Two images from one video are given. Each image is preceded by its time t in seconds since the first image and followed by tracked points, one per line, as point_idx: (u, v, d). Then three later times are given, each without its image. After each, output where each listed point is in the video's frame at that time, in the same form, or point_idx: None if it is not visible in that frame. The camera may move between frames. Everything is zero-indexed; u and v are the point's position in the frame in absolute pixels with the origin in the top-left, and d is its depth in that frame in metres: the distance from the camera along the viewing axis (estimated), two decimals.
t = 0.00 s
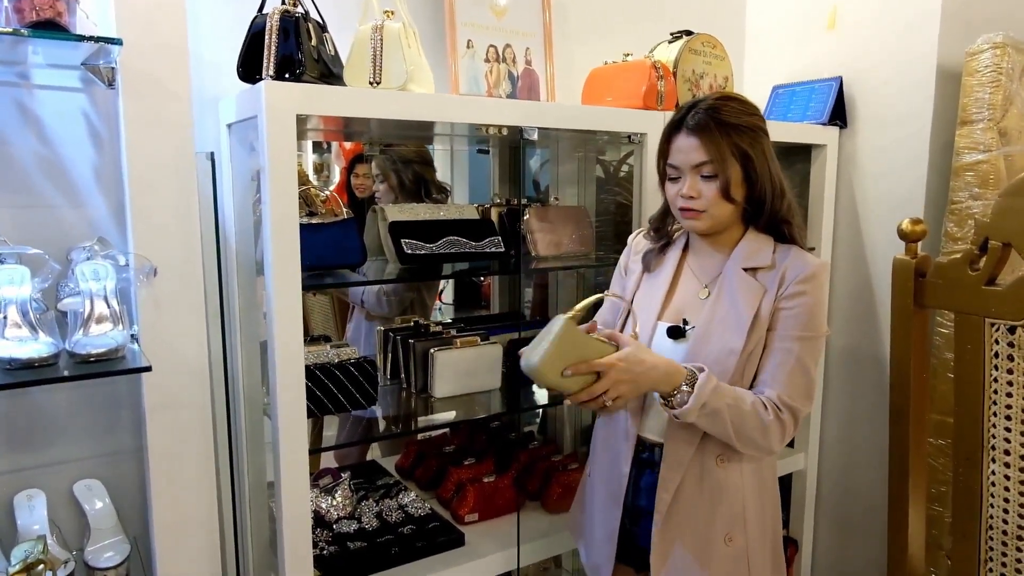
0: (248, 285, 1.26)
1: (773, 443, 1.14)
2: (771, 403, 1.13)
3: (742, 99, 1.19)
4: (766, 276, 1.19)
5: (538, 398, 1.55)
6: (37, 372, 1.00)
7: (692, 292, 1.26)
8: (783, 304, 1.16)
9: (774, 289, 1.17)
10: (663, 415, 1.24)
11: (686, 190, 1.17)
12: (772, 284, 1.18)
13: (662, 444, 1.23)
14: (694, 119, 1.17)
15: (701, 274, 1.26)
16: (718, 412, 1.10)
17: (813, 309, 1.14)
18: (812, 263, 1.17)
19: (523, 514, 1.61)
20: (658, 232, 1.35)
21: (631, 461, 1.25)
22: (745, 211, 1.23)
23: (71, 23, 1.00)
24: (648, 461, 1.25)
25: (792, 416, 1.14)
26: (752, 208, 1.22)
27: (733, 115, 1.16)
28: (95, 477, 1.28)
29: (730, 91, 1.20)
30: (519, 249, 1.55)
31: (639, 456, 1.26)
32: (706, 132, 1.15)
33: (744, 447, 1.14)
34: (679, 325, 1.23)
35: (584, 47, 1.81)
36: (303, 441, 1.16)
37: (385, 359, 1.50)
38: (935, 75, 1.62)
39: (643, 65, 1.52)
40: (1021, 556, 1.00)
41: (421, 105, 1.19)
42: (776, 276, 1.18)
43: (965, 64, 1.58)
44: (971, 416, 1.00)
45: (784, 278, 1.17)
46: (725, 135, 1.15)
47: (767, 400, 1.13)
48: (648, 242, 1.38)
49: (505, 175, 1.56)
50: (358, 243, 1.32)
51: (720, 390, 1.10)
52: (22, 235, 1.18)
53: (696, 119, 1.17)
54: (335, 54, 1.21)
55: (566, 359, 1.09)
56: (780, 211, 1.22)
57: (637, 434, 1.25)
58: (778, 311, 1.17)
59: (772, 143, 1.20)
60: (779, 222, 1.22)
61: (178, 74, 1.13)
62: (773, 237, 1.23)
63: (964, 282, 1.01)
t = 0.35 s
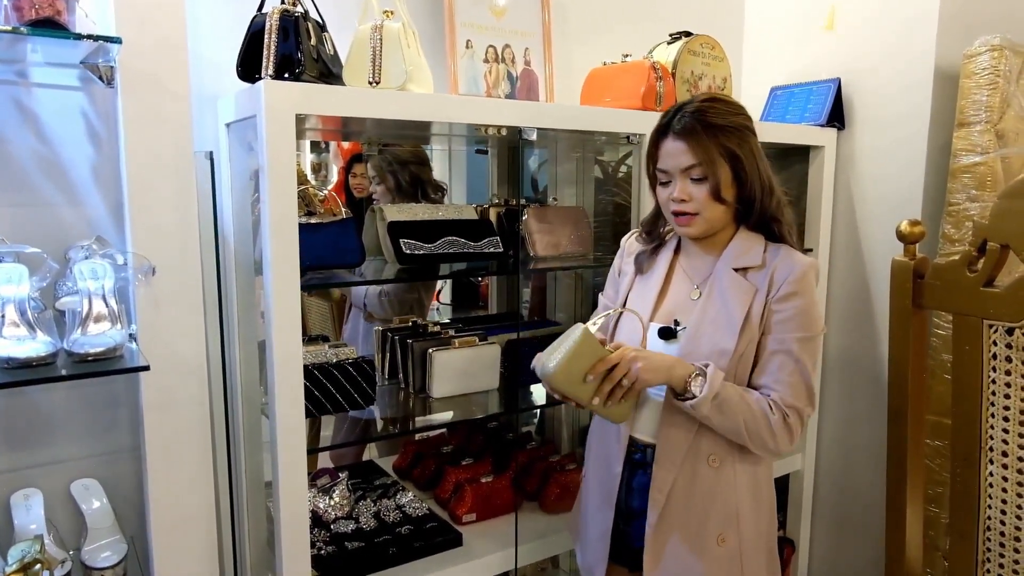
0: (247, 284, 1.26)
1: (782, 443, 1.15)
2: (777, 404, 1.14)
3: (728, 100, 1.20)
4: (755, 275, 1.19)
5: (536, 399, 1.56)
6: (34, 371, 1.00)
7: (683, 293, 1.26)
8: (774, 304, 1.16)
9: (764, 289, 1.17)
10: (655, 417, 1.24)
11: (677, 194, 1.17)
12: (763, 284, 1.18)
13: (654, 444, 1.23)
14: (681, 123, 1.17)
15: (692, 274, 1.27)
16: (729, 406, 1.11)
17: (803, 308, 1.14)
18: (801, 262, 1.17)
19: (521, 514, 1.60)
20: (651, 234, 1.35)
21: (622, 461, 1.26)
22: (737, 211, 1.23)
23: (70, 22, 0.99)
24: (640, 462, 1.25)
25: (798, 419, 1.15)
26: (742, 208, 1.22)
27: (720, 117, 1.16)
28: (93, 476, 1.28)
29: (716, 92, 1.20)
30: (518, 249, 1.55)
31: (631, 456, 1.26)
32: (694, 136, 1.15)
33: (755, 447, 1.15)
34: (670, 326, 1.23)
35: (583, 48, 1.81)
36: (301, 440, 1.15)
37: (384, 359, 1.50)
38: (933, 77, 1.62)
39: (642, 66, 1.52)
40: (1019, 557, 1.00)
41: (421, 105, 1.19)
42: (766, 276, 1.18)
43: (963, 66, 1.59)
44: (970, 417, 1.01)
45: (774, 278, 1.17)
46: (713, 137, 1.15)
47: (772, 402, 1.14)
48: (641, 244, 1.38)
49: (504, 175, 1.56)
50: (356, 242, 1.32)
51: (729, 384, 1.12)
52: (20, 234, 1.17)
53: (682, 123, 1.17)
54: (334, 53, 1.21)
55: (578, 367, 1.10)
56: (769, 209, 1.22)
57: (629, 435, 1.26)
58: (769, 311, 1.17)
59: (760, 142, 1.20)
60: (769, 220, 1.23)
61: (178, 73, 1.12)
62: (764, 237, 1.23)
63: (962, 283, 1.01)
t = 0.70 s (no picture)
0: (247, 283, 1.25)
1: (782, 436, 1.15)
2: (777, 398, 1.14)
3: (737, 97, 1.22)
4: (745, 269, 1.19)
5: (536, 399, 1.55)
6: (34, 370, 1.00)
7: (673, 290, 1.25)
8: (765, 298, 1.16)
9: (755, 282, 1.17)
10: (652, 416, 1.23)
11: (678, 169, 1.16)
12: (752, 277, 1.18)
13: (652, 443, 1.23)
14: (697, 103, 1.17)
15: (680, 271, 1.25)
16: (728, 403, 1.11)
17: (795, 301, 1.15)
18: (790, 254, 1.17)
19: (522, 514, 1.60)
20: (637, 231, 1.33)
21: (620, 461, 1.25)
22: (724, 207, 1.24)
23: (70, 20, 0.99)
24: (638, 461, 1.25)
25: (797, 410, 1.15)
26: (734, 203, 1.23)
27: (733, 108, 1.18)
28: (92, 476, 1.28)
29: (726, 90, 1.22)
30: (518, 249, 1.53)
31: (629, 457, 1.26)
32: (709, 116, 1.16)
33: (756, 442, 1.15)
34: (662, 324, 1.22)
35: (584, 47, 1.81)
36: (300, 439, 1.15)
37: (383, 358, 1.49)
38: (935, 76, 1.62)
39: (643, 64, 1.52)
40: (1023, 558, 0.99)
41: (421, 103, 1.18)
42: (756, 270, 1.18)
43: (965, 65, 1.58)
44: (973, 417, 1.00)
45: (764, 272, 1.17)
46: (725, 123, 1.16)
47: (770, 396, 1.14)
48: (627, 243, 1.37)
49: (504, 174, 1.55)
50: (356, 242, 1.31)
51: (727, 380, 1.12)
52: (19, 232, 1.17)
53: (696, 104, 1.18)
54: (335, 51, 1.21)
55: (573, 370, 1.10)
56: (762, 214, 1.23)
57: (625, 434, 1.25)
58: (761, 305, 1.17)
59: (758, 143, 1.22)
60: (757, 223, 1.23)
61: (179, 71, 1.12)
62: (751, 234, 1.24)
63: (966, 283, 1.01)
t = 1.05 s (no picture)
0: (247, 282, 1.25)
1: (782, 432, 1.15)
2: (777, 393, 1.14)
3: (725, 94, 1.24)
4: (738, 267, 1.18)
5: (537, 398, 1.55)
6: (33, 369, 0.99)
7: (666, 290, 1.23)
8: (760, 295, 1.16)
9: (749, 279, 1.17)
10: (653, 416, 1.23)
11: (678, 161, 1.15)
12: (747, 274, 1.17)
13: (654, 442, 1.23)
14: (693, 97, 1.18)
15: (672, 271, 1.24)
16: (726, 399, 1.10)
17: (789, 297, 1.15)
18: (782, 250, 1.17)
19: (523, 512, 1.60)
20: (626, 231, 1.32)
21: (620, 463, 1.24)
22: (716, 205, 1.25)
23: (69, 17, 0.99)
24: (639, 459, 1.24)
25: (796, 404, 1.15)
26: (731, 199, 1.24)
27: (728, 106, 1.19)
28: (92, 474, 1.28)
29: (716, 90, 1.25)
30: (519, 246, 1.52)
31: (630, 456, 1.25)
32: (708, 110, 1.17)
33: (755, 436, 1.15)
34: (658, 324, 1.21)
35: (584, 45, 1.80)
36: (300, 437, 1.15)
37: (385, 356, 1.49)
38: (937, 74, 1.62)
39: (643, 62, 1.51)
40: None
41: (421, 101, 1.18)
42: (750, 267, 1.17)
43: (966, 63, 1.58)
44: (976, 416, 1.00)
45: (757, 269, 1.17)
46: (722, 117, 1.17)
47: (768, 390, 1.14)
48: (616, 244, 1.35)
49: (505, 173, 1.54)
50: (357, 240, 1.32)
51: (726, 376, 1.11)
52: (19, 231, 1.17)
53: (692, 99, 1.18)
54: (335, 49, 1.20)
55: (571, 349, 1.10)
56: (757, 213, 1.25)
57: (626, 435, 1.24)
58: (757, 302, 1.17)
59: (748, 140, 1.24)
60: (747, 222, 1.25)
61: (179, 69, 1.12)
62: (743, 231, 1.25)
63: (969, 281, 1.01)
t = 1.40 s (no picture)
0: (247, 281, 1.25)
1: (783, 430, 1.16)
2: (776, 392, 1.14)
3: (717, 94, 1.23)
4: (739, 265, 1.18)
5: (538, 396, 1.56)
6: (33, 368, 0.99)
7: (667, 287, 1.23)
8: (761, 293, 1.16)
9: (750, 278, 1.17)
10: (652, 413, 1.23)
11: (678, 167, 1.15)
12: (747, 273, 1.17)
13: (654, 439, 1.23)
14: (687, 100, 1.17)
15: (673, 269, 1.24)
16: (726, 399, 1.11)
17: (790, 296, 1.15)
18: (782, 249, 1.17)
19: (523, 511, 1.59)
20: (626, 232, 1.31)
21: (620, 460, 1.25)
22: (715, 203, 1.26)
23: (69, 15, 0.98)
24: (638, 456, 1.25)
25: (798, 402, 1.15)
26: (730, 198, 1.25)
27: (724, 106, 1.19)
28: (92, 473, 1.28)
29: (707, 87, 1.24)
30: (519, 245, 1.52)
31: (630, 453, 1.25)
32: (704, 113, 1.16)
33: (757, 437, 1.16)
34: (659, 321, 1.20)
35: (584, 43, 1.80)
36: (300, 436, 1.15)
37: (385, 355, 1.49)
38: (938, 72, 1.61)
39: (644, 61, 1.51)
40: None
41: (422, 99, 1.18)
42: (750, 266, 1.17)
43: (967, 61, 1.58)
44: (979, 415, 1.00)
45: (759, 268, 1.17)
46: (717, 120, 1.17)
47: (770, 390, 1.15)
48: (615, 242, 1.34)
49: (506, 172, 1.55)
50: (358, 239, 1.31)
51: (725, 377, 1.12)
52: (18, 229, 1.17)
53: (687, 102, 1.18)
54: (335, 47, 1.20)
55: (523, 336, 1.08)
56: (755, 210, 1.25)
57: (626, 433, 1.25)
58: (758, 300, 1.16)
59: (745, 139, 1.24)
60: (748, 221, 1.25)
61: (179, 66, 1.11)
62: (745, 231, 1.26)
63: (971, 279, 1.00)
